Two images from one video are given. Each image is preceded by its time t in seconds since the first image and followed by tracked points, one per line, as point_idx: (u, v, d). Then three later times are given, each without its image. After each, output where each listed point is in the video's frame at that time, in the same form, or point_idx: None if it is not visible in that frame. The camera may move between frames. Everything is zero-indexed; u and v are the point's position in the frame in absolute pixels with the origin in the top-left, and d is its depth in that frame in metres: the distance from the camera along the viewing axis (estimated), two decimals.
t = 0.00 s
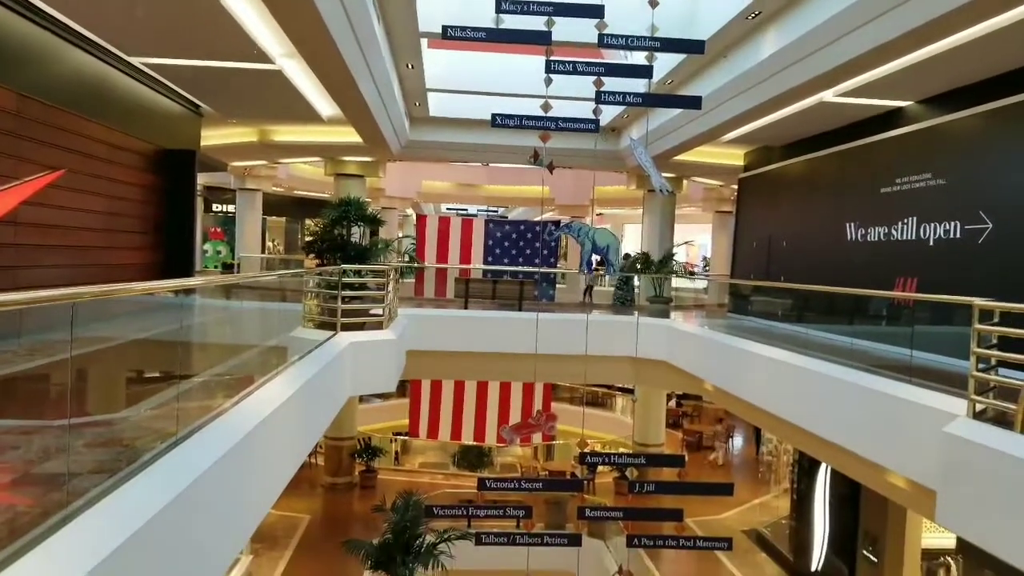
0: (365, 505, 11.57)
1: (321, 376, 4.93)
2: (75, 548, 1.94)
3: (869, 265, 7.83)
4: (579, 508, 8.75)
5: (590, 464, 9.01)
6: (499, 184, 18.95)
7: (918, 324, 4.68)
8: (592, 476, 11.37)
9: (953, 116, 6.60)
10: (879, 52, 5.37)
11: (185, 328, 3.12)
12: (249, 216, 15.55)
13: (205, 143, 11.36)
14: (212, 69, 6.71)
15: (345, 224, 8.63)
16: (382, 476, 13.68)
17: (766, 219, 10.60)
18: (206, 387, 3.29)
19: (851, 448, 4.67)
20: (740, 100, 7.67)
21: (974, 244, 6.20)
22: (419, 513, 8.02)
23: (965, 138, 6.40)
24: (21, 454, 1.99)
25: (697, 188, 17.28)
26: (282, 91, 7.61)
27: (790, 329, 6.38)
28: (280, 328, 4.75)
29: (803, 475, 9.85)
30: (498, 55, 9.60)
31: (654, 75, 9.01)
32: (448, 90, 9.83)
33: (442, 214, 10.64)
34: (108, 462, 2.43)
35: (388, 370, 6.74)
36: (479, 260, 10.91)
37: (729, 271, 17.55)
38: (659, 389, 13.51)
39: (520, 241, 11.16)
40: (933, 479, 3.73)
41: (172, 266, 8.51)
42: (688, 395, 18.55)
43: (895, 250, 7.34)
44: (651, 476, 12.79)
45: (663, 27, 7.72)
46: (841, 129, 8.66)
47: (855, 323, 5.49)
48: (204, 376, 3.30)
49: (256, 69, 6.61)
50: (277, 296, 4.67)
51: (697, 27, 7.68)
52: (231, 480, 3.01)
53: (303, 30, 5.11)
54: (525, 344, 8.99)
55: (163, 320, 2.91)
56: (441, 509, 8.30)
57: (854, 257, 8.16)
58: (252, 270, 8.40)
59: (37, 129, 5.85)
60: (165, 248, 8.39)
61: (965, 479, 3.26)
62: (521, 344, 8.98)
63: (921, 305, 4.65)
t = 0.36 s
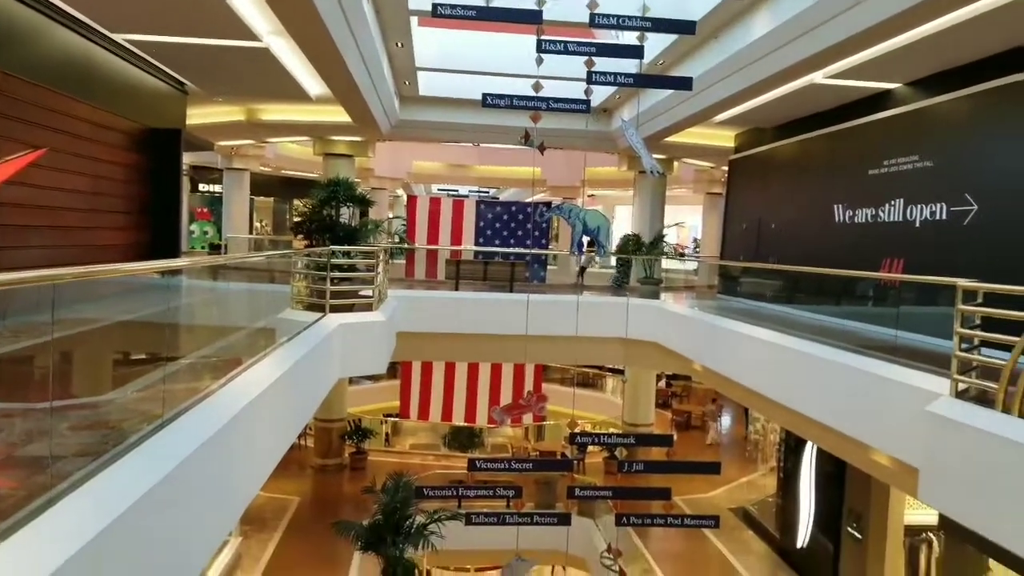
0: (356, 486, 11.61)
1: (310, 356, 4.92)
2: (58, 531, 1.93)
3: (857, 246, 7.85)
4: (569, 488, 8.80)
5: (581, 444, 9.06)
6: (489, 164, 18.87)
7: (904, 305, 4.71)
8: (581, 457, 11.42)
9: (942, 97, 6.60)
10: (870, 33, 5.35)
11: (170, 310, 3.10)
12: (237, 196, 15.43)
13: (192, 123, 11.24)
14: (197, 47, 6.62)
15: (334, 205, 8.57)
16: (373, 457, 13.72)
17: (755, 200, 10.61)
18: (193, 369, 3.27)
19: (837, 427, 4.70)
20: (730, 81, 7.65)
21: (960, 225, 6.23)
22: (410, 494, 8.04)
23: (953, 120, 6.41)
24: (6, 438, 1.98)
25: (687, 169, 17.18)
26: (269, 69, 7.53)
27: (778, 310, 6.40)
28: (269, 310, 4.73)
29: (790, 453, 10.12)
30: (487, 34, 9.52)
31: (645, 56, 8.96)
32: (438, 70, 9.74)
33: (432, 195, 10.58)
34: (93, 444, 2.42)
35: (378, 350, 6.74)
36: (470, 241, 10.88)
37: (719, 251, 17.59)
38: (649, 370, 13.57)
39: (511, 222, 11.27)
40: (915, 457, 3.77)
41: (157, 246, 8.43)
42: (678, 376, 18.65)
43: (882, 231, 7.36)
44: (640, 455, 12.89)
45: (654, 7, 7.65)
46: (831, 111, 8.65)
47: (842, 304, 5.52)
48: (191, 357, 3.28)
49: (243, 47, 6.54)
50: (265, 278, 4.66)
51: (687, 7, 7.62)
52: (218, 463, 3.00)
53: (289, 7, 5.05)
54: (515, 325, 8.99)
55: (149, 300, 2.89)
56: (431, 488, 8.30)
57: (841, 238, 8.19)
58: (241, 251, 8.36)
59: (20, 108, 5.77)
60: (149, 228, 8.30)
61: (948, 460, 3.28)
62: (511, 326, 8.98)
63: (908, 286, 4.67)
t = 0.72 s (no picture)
0: (326, 467, 11.57)
1: (277, 339, 4.86)
2: (23, 515, 1.89)
3: (823, 227, 7.95)
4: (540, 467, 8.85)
5: (551, 425, 9.12)
6: (459, 144, 18.73)
7: (869, 284, 4.79)
8: (551, 436, 11.50)
9: (907, 79, 6.67)
10: (838, 15, 5.39)
11: (133, 292, 3.03)
12: (200, 175, 15.13)
13: (154, 100, 10.97)
14: (158, 22, 6.45)
15: (301, 184, 8.45)
16: (343, 439, 13.67)
17: (724, 181, 10.68)
18: (157, 351, 3.21)
19: (803, 405, 4.78)
20: (700, 62, 7.66)
21: (924, 206, 6.33)
22: (381, 475, 8.08)
23: (918, 102, 6.49)
24: None
25: (656, 150, 17.24)
26: (233, 46, 7.36)
27: (747, 291, 6.47)
28: (235, 291, 4.66)
29: (757, 431, 10.31)
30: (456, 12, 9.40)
31: (616, 35, 8.93)
32: (406, 48, 9.61)
33: (401, 175, 10.50)
34: (56, 429, 2.37)
35: (347, 332, 6.68)
36: (440, 221, 10.81)
37: (689, 232, 17.73)
38: (619, 350, 13.68)
39: (481, 203, 11.08)
40: (879, 434, 3.85)
41: (119, 226, 8.24)
42: (647, 356, 18.82)
43: (848, 212, 7.47)
44: (610, 435, 13.03)
45: None
46: (799, 92, 8.71)
47: (809, 284, 5.59)
48: (155, 340, 3.21)
49: (205, 22, 6.38)
50: (230, 259, 4.58)
51: None
52: (186, 447, 2.96)
53: None
54: (485, 306, 8.98)
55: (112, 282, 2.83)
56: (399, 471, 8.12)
57: (808, 219, 8.29)
58: (206, 232, 8.23)
59: None
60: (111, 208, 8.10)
61: (911, 437, 3.35)
62: (481, 306, 8.97)
63: (873, 267, 4.75)
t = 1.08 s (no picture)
0: (301, 451, 11.53)
1: (251, 323, 4.81)
2: None
3: (797, 210, 8.01)
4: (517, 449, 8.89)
5: (527, 408, 9.14)
6: (434, 126, 18.59)
7: (842, 267, 4.85)
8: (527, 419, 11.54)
9: (881, 63, 6.73)
10: None
11: (103, 275, 2.96)
12: (171, 157, 14.86)
13: (122, 79, 10.74)
14: None
15: (273, 166, 8.33)
16: (318, 422, 13.62)
17: (699, 164, 10.72)
18: (130, 335, 3.15)
19: (777, 386, 4.83)
20: (676, 45, 7.66)
21: (896, 189, 6.40)
22: (357, 458, 8.07)
23: (891, 86, 6.55)
24: None
25: (632, 134, 17.26)
26: (203, 25, 7.21)
27: (721, 274, 6.51)
28: (208, 274, 4.59)
29: (731, 413, 10.43)
30: None
31: (592, 17, 8.88)
32: (380, 28, 9.49)
33: (375, 157, 10.40)
34: (26, 414, 2.31)
35: (322, 315, 6.63)
36: (415, 204, 10.73)
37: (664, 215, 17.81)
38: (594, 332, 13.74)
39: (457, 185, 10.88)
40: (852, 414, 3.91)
41: (89, 208, 8.06)
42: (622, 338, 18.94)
43: (822, 195, 7.53)
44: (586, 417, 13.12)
45: None
46: (774, 76, 8.75)
47: (784, 267, 5.64)
48: (127, 324, 3.15)
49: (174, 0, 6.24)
50: (202, 242, 4.51)
51: None
52: (157, 433, 2.91)
53: None
54: (462, 289, 8.96)
55: (82, 264, 2.77)
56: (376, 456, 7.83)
57: (782, 202, 8.35)
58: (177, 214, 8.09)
59: None
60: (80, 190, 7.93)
61: (883, 417, 3.40)
62: (457, 290, 8.94)
63: (846, 250, 4.81)
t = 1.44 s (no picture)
0: (283, 431, 11.50)
1: (233, 303, 4.77)
2: None
3: (778, 190, 8.06)
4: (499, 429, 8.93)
5: (509, 388, 9.17)
6: (415, 105, 18.45)
7: (823, 247, 4.89)
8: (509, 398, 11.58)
9: (862, 44, 6.76)
10: None
11: (82, 256, 2.90)
12: (149, 136, 14.63)
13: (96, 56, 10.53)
14: None
15: (253, 145, 8.23)
16: (299, 403, 13.59)
17: (681, 144, 10.74)
18: (110, 316, 3.12)
19: (758, 365, 4.89)
20: (659, 24, 7.64)
21: (877, 170, 6.46)
22: (339, 439, 8.08)
23: (873, 67, 6.59)
24: None
25: (613, 114, 17.24)
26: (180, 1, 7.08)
27: (702, 254, 6.54)
28: (188, 255, 4.54)
29: (710, 392, 10.54)
30: None
31: None
32: (361, 6, 9.37)
33: (355, 136, 10.32)
34: (9, 395, 2.29)
35: (303, 296, 6.59)
36: (395, 183, 10.64)
37: (644, 197, 17.85)
38: (576, 313, 13.80)
39: (437, 165, 10.85)
40: (832, 392, 3.97)
41: (66, 188, 7.93)
42: (603, 319, 19.04)
43: (803, 175, 7.58)
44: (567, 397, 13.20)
45: None
46: (756, 56, 8.77)
47: (765, 247, 5.68)
48: (107, 304, 3.11)
49: None
50: (182, 222, 4.45)
51: None
52: (140, 415, 2.90)
53: None
54: (444, 270, 8.95)
55: (60, 245, 2.73)
56: (360, 433, 7.71)
57: (763, 182, 8.40)
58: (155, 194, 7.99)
59: None
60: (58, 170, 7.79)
61: (862, 394, 3.46)
62: (439, 271, 8.93)
63: (827, 230, 4.85)
